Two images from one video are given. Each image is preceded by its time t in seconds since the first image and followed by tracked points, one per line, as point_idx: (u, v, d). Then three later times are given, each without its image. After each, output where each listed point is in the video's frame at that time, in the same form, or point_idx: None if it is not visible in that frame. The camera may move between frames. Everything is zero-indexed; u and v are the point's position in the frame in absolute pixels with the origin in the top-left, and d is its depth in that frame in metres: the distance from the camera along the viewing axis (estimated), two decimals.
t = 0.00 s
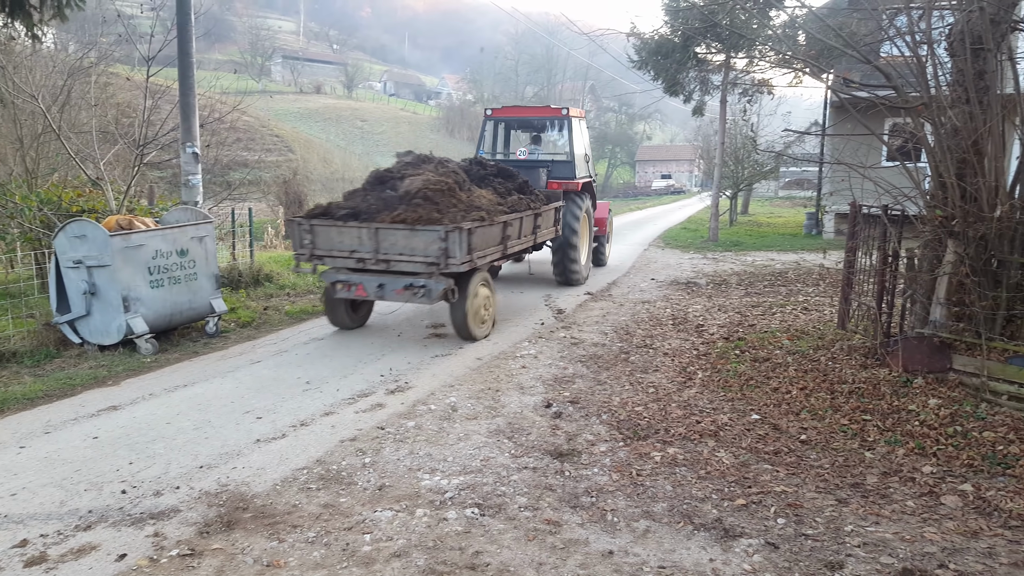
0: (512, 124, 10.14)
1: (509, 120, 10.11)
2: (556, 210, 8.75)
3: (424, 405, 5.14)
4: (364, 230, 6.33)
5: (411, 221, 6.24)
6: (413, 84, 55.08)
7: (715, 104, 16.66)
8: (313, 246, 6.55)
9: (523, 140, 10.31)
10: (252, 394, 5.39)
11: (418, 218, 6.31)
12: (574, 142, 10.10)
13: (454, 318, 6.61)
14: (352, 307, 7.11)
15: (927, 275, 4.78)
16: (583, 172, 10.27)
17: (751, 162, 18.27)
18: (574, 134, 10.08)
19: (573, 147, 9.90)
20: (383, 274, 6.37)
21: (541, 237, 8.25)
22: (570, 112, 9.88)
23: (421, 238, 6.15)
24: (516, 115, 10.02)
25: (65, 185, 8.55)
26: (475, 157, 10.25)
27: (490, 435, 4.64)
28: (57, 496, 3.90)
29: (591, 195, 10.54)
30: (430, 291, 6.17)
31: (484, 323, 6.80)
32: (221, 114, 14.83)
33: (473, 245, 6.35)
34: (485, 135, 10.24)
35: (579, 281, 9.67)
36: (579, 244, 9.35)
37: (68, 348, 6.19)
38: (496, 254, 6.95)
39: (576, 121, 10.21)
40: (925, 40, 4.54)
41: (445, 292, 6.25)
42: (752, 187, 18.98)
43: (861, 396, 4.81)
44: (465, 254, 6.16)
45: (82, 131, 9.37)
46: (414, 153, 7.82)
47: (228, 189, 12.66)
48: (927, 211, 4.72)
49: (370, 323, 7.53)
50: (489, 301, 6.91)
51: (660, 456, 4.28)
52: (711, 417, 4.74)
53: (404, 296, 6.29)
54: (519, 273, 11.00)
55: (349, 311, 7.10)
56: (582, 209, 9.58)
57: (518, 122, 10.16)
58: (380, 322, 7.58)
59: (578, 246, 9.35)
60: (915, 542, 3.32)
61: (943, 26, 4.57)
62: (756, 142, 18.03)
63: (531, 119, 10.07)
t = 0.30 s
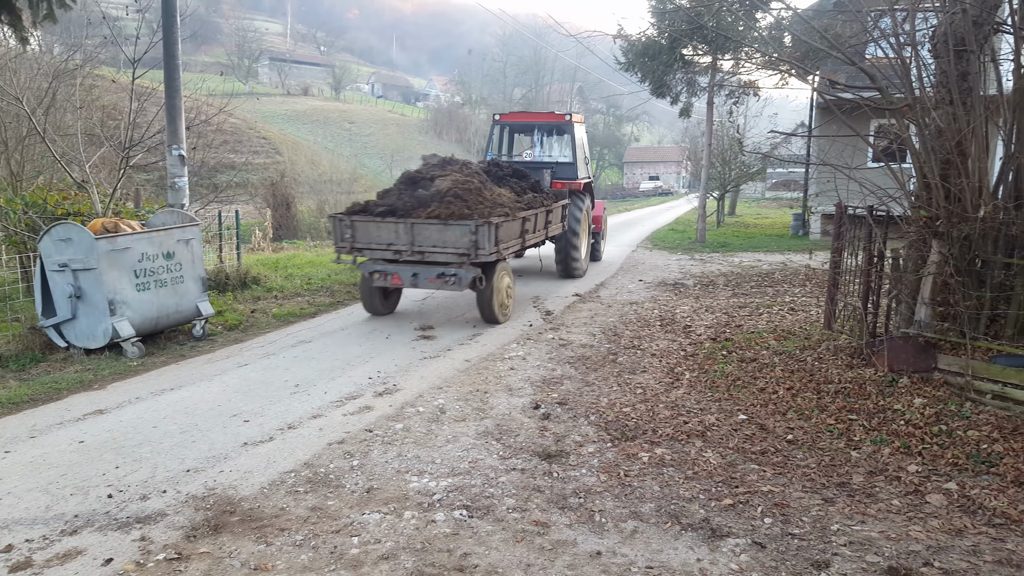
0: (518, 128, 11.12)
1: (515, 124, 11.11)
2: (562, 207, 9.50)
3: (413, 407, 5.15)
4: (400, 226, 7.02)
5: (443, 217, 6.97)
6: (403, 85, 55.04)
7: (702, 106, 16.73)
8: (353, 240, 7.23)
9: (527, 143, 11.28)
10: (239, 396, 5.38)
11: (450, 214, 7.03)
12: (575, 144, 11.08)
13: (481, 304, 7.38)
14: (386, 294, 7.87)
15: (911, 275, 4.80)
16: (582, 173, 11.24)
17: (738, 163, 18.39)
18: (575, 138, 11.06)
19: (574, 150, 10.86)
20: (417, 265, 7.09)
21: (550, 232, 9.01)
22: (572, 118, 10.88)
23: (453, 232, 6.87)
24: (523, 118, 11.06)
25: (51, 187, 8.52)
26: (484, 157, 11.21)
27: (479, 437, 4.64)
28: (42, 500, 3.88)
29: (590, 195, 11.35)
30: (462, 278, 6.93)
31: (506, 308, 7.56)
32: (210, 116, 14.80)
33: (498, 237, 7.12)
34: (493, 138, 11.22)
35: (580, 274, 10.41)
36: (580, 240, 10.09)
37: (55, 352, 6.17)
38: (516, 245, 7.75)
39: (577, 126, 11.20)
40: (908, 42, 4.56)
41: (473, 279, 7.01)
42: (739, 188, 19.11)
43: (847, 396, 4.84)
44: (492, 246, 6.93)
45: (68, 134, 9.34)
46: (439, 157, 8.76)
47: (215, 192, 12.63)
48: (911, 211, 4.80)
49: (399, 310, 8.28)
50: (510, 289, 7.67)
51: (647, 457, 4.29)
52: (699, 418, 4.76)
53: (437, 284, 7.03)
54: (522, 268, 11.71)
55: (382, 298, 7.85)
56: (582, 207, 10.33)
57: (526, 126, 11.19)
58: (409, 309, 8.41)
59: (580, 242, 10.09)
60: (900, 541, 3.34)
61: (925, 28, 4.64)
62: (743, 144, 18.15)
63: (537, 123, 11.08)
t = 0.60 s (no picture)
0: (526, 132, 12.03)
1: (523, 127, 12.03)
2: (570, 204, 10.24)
3: (405, 407, 5.15)
4: (433, 219, 7.76)
5: (472, 211, 7.69)
6: (395, 85, 54.97)
7: (693, 106, 16.77)
8: (388, 232, 7.96)
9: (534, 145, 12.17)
10: (231, 397, 5.37)
11: (478, 208, 7.75)
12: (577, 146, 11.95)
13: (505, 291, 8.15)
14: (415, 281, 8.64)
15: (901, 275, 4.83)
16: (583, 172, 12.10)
17: (729, 163, 18.46)
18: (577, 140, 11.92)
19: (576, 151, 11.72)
20: (448, 255, 7.84)
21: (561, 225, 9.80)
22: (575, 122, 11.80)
23: (482, 225, 7.61)
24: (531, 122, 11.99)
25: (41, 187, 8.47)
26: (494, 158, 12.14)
27: (472, 437, 4.64)
28: (33, 501, 3.86)
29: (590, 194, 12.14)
30: (488, 266, 7.69)
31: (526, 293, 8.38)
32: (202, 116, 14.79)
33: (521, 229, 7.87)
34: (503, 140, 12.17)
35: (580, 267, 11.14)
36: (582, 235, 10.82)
37: (46, 352, 6.15)
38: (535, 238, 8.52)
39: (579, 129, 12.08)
40: (898, 42, 4.58)
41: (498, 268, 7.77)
42: (730, 188, 19.22)
43: (838, 395, 4.87)
44: (516, 237, 7.67)
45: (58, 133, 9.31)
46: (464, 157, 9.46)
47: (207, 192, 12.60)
48: (900, 212, 4.81)
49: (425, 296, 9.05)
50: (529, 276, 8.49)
51: (640, 456, 4.30)
52: (691, 418, 4.77)
53: (466, 271, 7.78)
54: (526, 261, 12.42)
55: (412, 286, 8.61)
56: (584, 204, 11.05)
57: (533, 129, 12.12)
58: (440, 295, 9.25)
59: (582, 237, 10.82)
60: (890, 539, 3.36)
61: (914, 29, 4.68)
62: (733, 144, 18.26)
63: (543, 127, 11.97)
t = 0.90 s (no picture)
0: (534, 134, 12.60)
1: (532, 130, 12.59)
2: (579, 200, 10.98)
3: (402, 407, 5.15)
4: (461, 214, 8.48)
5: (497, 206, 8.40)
6: (393, 84, 54.95)
7: (689, 106, 16.77)
8: (420, 226, 8.72)
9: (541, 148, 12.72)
10: (226, 397, 5.36)
11: (503, 204, 8.46)
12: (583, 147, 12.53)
13: (526, 279, 8.94)
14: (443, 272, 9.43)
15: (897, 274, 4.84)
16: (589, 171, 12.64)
17: (725, 163, 18.50)
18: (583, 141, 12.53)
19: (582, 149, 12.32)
20: (474, 246, 8.59)
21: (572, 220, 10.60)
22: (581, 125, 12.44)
23: (506, 219, 8.35)
24: (537, 125, 12.48)
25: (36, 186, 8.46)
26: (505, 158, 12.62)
27: (468, 436, 4.65)
28: (29, 502, 3.85)
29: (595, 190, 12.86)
30: (512, 256, 8.45)
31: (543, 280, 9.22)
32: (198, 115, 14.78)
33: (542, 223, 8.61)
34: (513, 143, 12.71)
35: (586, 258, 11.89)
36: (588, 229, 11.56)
37: (42, 352, 6.14)
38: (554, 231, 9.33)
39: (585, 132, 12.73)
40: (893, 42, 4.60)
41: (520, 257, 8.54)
42: (726, 187, 19.27)
43: (834, 394, 4.88)
44: (538, 230, 8.40)
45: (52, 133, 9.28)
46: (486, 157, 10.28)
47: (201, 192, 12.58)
48: (896, 211, 4.84)
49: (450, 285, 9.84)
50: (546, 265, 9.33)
51: (636, 455, 4.31)
52: (687, 417, 4.77)
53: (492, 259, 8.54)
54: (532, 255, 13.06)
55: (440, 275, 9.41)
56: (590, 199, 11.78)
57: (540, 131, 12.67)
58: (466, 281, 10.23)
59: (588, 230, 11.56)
60: (886, 537, 3.37)
61: (910, 29, 4.71)
62: (729, 144, 18.33)
63: (551, 129, 12.55)
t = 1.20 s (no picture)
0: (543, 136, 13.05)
1: (541, 132, 13.04)
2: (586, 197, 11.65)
3: (402, 406, 5.14)
4: (485, 208, 9.34)
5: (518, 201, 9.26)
6: (392, 83, 54.93)
7: (689, 105, 16.79)
8: (447, 220, 9.56)
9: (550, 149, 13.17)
10: (227, 396, 5.35)
11: (524, 199, 9.32)
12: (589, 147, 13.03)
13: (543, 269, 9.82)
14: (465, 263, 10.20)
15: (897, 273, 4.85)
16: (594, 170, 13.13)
17: (724, 162, 18.50)
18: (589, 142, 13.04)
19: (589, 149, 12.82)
20: (497, 238, 9.44)
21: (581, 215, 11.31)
22: (588, 127, 12.94)
23: (527, 213, 9.21)
24: (547, 126, 12.94)
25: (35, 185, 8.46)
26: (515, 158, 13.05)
27: (468, 435, 4.65)
28: (29, 501, 3.84)
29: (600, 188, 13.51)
30: (531, 247, 9.30)
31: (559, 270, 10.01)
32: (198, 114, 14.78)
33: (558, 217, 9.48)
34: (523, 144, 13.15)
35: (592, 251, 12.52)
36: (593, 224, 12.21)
37: (41, 352, 6.13)
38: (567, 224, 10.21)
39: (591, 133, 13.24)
40: (892, 41, 4.60)
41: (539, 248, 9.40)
42: (726, 186, 19.28)
43: (834, 392, 4.89)
44: (554, 223, 9.27)
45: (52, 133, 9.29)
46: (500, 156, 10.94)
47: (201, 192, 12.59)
48: (896, 210, 4.84)
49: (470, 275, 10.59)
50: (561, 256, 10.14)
51: (636, 454, 4.31)
52: (687, 416, 4.78)
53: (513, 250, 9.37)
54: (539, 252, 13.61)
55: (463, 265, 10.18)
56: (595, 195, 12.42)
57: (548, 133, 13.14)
58: (487, 272, 11.16)
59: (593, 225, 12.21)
60: (886, 536, 3.37)
61: (910, 28, 4.70)
62: (729, 143, 18.34)
63: (560, 130, 13.01)
